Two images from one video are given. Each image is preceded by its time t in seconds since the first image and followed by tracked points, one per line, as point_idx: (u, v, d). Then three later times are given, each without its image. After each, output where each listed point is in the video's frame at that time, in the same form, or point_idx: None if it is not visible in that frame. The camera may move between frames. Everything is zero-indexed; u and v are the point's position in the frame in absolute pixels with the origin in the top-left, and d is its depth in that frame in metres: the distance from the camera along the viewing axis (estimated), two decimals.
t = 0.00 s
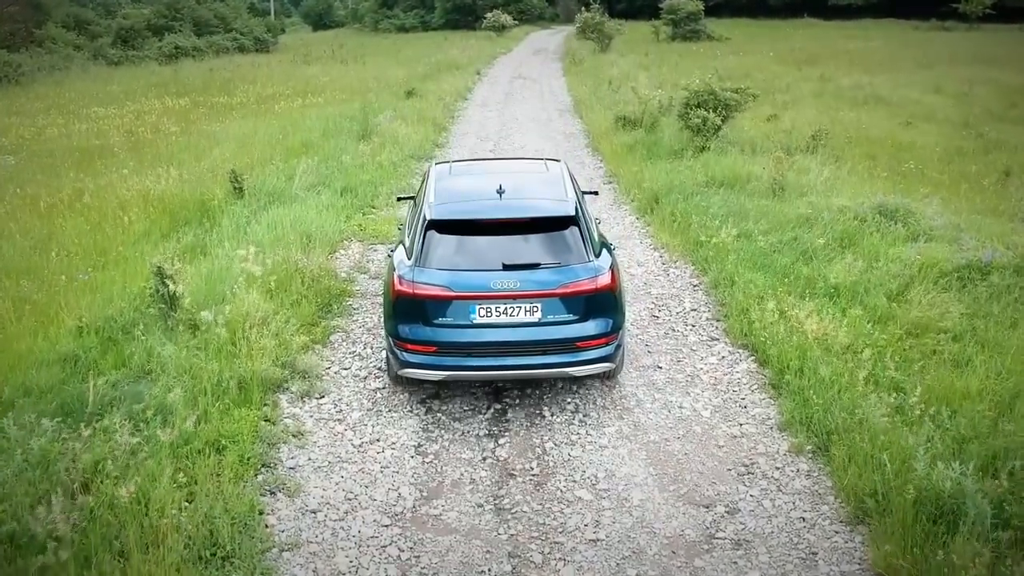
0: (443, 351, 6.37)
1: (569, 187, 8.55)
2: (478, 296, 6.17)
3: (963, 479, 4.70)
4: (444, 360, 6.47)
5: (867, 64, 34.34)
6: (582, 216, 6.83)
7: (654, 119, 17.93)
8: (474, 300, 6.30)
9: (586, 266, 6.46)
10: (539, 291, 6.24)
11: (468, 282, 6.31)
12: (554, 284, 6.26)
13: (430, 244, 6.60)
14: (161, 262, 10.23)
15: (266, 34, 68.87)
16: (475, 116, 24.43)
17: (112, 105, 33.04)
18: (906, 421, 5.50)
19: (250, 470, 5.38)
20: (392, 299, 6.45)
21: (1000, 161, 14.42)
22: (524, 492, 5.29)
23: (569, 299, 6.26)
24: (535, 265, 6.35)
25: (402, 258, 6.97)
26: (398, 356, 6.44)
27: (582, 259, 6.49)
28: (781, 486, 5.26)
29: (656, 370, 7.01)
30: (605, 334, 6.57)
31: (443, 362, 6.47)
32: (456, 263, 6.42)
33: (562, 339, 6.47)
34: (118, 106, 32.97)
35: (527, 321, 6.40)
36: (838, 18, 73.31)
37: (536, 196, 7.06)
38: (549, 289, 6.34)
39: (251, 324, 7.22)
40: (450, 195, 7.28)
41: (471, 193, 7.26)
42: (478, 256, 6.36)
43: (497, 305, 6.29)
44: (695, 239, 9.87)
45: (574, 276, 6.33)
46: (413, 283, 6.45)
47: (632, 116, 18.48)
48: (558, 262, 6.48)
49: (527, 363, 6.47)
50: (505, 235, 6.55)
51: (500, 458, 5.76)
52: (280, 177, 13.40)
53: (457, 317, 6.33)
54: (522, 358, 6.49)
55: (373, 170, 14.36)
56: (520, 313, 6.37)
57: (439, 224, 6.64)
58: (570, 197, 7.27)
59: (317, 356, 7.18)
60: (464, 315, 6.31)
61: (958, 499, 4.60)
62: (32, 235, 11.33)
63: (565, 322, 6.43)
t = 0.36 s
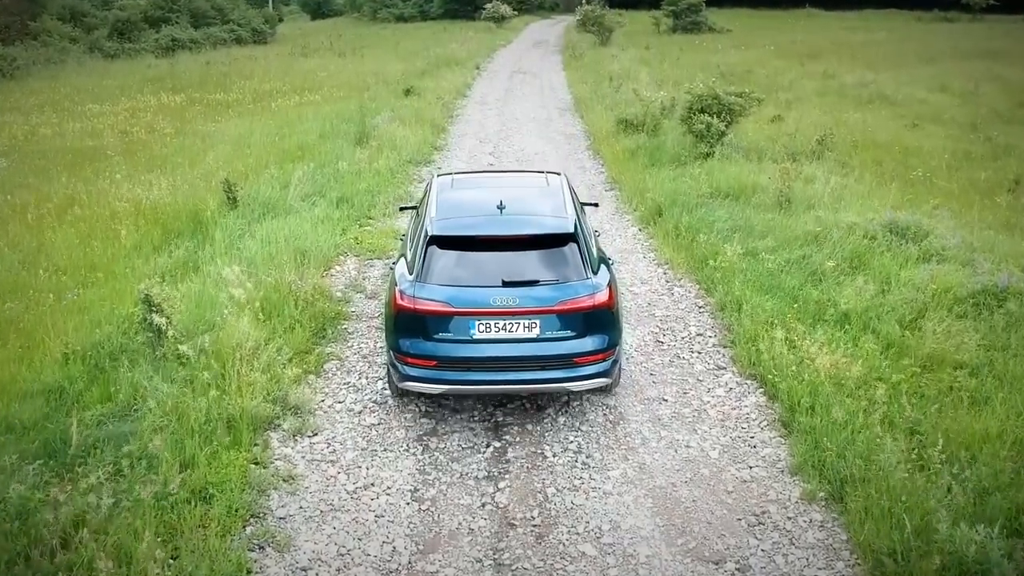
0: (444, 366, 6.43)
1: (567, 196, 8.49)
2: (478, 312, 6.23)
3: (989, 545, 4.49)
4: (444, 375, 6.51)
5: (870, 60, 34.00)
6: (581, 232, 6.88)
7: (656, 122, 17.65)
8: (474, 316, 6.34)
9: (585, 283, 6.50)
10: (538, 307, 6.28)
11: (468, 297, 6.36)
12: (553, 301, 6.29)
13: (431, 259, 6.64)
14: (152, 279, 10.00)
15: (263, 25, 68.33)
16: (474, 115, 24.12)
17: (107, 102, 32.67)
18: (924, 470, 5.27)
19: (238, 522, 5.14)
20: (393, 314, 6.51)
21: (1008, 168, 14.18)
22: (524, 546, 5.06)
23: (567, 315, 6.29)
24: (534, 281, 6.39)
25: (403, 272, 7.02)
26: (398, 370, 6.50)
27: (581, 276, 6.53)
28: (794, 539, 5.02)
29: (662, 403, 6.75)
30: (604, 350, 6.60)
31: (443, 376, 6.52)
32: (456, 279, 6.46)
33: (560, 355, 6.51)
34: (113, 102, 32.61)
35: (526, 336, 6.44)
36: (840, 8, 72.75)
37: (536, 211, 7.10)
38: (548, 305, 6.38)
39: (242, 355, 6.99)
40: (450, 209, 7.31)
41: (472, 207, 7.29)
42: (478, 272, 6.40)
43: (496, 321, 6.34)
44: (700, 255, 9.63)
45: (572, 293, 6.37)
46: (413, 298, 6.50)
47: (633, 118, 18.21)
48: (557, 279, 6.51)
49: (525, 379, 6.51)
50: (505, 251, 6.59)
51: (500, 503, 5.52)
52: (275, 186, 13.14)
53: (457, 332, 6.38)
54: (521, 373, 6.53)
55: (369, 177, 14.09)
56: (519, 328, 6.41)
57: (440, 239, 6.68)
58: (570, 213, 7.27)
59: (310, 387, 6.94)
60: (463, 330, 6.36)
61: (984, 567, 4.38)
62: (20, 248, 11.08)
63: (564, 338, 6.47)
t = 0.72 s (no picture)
0: (443, 375, 6.55)
1: (565, 203, 8.48)
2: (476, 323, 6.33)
3: None
4: (442, 383, 6.63)
5: (874, 55, 33.65)
6: (578, 244, 6.98)
7: (658, 125, 17.34)
8: (472, 326, 6.46)
9: (580, 294, 6.62)
10: (535, 318, 6.39)
11: (466, 308, 6.47)
12: (549, 312, 6.41)
13: (430, 270, 6.75)
14: (142, 297, 9.73)
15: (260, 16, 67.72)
16: (473, 113, 23.80)
17: (101, 98, 32.29)
18: (944, 524, 5.02)
19: None
20: (392, 323, 6.62)
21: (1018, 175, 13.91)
22: None
23: (563, 326, 6.41)
24: (530, 293, 6.49)
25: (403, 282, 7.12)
26: (397, 379, 6.62)
27: (577, 287, 6.65)
28: None
29: (667, 439, 6.50)
30: (599, 360, 6.73)
31: (441, 385, 6.64)
32: (455, 290, 6.57)
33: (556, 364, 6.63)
34: (107, 98, 32.23)
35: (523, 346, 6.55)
36: None
37: (534, 222, 7.19)
38: (544, 316, 6.49)
39: (231, 389, 6.73)
40: (449, 219, 7.39)
41: (470, 218, 7.37)
42: (476, 284, 6.51)
43: (494, 332, 6.45)
44: (705, 273, 9.37)
45: (568, 304, 6.47)
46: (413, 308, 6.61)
47: (635, 120, 17.90)
48: (553, 290, 6.62)
49: (522, 388, 6.64)
50: (503, 263, 6.70)
51: (499, 553, 5.27)
52: (269, 195, 12.85)
53: (456, 342, 6.49)
54: (517, 382, 6.66)
55: (366, 184, 13.79)
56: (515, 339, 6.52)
57: (439, 250, 6.78)
58: (566, 224, 7.35)
59: (302, 421, 6.68)
60: (462, 340, 6.48)
61: None
62: (7, 261, 10.80)
63: (560, 348, 6.58)
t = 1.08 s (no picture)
0: (443, 382, 6.63)
1: (565, 208, 8.46)
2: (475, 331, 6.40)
3: None
4: (443, 390, 6.72)
5: (878, 51, 33.27)
6: (576, 252, 7.02)
7: (660, 128, 17.04)
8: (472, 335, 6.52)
9: (578, 303, 6.67)
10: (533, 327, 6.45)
11: (466, 316, 6.54)
12: (547, 321, 6.47)
13: (431, 278, 6.82)
14: (131, 314, 9.46)
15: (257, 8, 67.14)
16: (472, 112, 23.48)
17: (96, 95, 31.91)
18: None
19: None
20: (394, 331, 6.71)
21: None
22: None
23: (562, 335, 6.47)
24: (530, 301, 6.55)
25: (405, 289, 7.20)
26: (398, 385, 6.71)
27: (575, 296, 6.70)
28: None
29: (674, 475, 6.24)
30: (597, 367, 6.78)
31: (442, 391, 6.72)
32: (455, 298, 6.64)
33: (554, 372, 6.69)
34: (102, 95, 31.86)
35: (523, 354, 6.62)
36: None
37: (534, 230, 7.23)
38: (543, 325, 6.55)
39: (220, 423, 6.49)
40: (450, 226, 7.44)
41: (471, 225, 7.41)
42: (476, 292, 6.58)
43: (493, 340, 6.52)
44: (711, 291, 9.10)
45: (567, 313, 6.53)
46: (414, 315, 6.70)
47: (637, 122, 17.59)
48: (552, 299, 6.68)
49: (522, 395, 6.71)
50: (502, 271, 6.75)
51: None
52: (263, 204, 12.56)
53: (456, 349, 6.56)
54: (517, 389, 6.73)
55: (361, 192, 13.50)
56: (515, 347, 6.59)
57: (440, 258, 6.85)
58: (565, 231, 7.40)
59: (293, 456, 6.44)
60: (461, 347, 6.56)
61: None
62: None
63: (558, 356, 6.64)
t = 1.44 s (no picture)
0: (443, 385, 6.85)
1: (563, 212, 8.59)
2: (474, 336, 6.62)
3: None
4: (442, 392, 6.94)
5: (882, 47, 32.83)
6: (573, 257, 7.22)
7: (663, 132, 16.70)
8: (470, 339, 6.74)
9: (574, 309, 6.88)
10: (530, 332, 6.66)
11: (465, 322, 6.75)
12: (544, 326, 6.69)
13: (431, 283, 7.02)
14: (118, 335, 9.16)
15: None
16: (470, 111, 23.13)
17: (90, 91, 31.48)
18: None
19: None
20: (395, 335, 6.92)
21: None
22: None
23: (558, 340, 6.68)
24: (527, 308, 6.75)
25: (406, 294, 7.40)
26: (399, 388, 6.94)
27: (572, 301, 6.90)
28: None
29: (680, 518, 5.96)
30: (592, 372, 6.98)
31: (441, 394, 6.94)
32: (454, 304, 6.84)
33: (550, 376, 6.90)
34: (96, 91, 31.40)
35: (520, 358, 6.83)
36: None
37: (532, 237, 7.42)
38: (540, 330, 6.76)
39: (205, 464, 6.20)
40: (451, 231, 7.61)
41: (471, 230, 7.58)
42: (475, 297, 6.79)
43: (491, 344, 6.73)
44: (718, 312, 8.81)
45: (563, 319, 6.73)
46: (414, 320, 6.91)
47: (639, 124, 17.24)
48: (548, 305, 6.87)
49: (519, 398, 6.94)
50: (501, 277, 6.94)
51: None
52: (256, 215, 12.23)
53: (455, 354, 6.78)
54: (513, 393, 6.94)
55: (357, 200, 13.16)
56: (512, 351, 6.81)
57: (440, 265, 7.05)
58: (563, 237, 7.55)
59: (282, 498, 6.16)
60: (460, 351, 6.77)
61: None
62: None
63: (554, 361, 6.85)
